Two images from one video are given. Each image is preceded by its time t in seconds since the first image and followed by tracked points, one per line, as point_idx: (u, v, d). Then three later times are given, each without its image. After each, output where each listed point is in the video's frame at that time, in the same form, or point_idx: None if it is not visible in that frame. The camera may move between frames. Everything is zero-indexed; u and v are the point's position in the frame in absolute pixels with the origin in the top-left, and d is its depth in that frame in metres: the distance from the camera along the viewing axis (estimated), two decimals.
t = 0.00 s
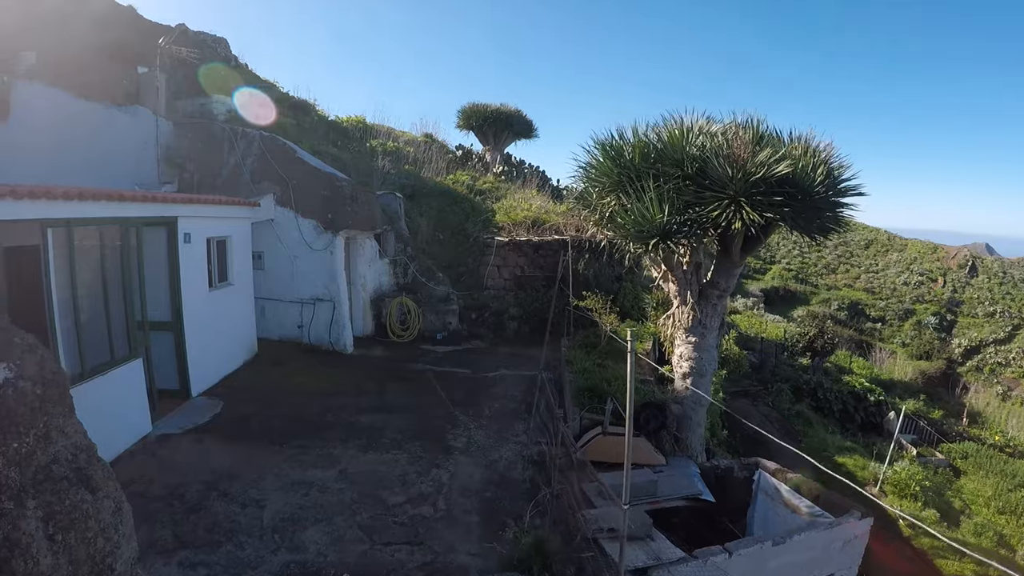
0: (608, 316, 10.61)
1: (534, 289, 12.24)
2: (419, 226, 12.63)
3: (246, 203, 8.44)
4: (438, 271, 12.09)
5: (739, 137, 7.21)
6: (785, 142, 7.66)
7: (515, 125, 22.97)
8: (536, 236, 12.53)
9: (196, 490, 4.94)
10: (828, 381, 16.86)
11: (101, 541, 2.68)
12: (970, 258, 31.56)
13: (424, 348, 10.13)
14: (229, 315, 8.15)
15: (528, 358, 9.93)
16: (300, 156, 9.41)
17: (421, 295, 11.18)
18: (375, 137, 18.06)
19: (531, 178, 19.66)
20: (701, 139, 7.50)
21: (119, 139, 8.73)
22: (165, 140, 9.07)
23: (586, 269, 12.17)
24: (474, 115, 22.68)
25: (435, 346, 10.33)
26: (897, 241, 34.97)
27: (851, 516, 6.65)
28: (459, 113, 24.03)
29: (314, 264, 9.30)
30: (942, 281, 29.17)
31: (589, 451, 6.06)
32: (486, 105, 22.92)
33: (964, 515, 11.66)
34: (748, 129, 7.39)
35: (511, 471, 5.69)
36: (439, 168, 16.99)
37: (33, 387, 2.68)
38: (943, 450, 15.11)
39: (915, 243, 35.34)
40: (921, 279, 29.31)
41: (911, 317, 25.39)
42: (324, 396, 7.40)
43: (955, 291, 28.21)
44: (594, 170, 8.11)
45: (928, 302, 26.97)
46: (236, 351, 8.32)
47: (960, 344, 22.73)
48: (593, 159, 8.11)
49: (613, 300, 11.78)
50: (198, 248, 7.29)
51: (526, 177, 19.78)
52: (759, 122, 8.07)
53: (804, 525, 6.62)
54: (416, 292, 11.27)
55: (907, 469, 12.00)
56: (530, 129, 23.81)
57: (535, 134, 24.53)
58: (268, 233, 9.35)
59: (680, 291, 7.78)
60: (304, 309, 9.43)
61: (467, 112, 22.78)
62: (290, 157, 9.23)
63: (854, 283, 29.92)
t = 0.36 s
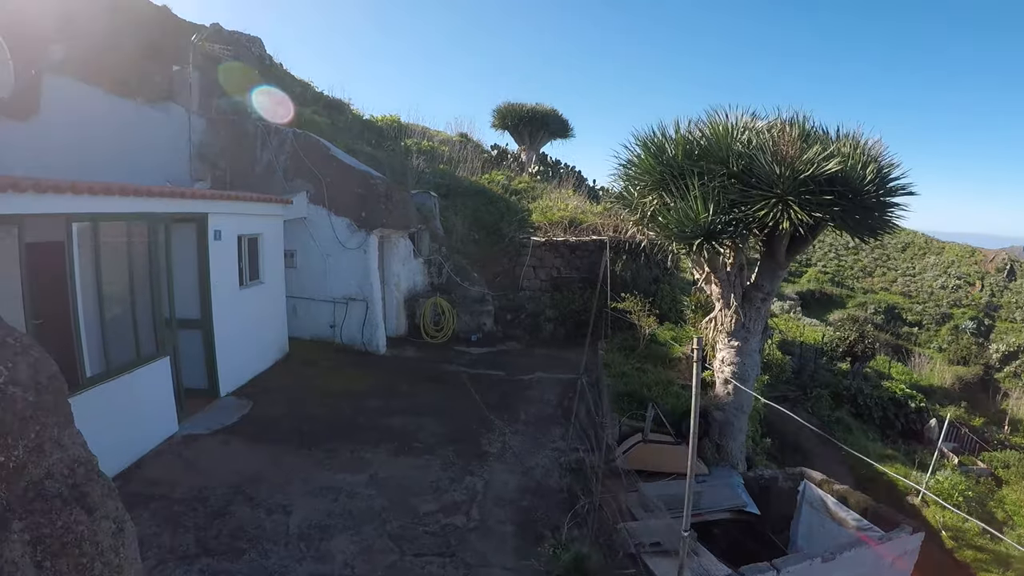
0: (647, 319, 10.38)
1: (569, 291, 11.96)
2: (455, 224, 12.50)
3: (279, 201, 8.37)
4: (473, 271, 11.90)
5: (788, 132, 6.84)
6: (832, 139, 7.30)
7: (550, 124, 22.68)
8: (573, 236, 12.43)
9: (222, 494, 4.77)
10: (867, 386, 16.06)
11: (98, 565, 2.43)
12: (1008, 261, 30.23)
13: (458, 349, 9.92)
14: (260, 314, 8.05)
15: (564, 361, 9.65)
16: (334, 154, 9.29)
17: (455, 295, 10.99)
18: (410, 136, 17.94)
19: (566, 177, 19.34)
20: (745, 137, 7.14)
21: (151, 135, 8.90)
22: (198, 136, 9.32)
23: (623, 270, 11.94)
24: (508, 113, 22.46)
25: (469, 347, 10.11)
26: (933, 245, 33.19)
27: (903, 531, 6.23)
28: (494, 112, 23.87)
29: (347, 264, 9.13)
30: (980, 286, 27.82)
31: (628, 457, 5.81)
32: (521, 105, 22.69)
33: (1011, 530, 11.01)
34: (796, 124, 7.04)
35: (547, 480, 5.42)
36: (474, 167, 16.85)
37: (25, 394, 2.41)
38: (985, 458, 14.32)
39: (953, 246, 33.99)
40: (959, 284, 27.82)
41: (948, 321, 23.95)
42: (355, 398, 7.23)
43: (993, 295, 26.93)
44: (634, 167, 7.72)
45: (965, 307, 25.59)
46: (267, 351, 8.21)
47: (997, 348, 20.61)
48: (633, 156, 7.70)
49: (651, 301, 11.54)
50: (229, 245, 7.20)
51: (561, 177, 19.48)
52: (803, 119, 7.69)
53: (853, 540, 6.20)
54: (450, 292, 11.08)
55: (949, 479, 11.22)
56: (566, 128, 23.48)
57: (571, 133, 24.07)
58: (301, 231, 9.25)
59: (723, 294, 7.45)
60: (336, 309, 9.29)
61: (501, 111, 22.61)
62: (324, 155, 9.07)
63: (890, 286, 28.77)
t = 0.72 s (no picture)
0: (675, 320, 10.39)
1: (597, 291, 11.76)
2: (479, 224, 12.44)
3: (301, 199, 8.27)
4: (497, 271, 11.72)
5: (824, 126, 6.54)
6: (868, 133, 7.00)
7: (575, 123, 22.39)
8: (600, 236, 12.18)
9: (236, 502, 4.79)
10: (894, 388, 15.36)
11: None
12: None
13: (483, 351, 9.73)
14: (281, 314, 7.96)
15: (591, 364, 9.41)
16: (356, 152, 9.16)
17: (479, 296, 10.83)
18: (434, 136, 17.76)
19: (592, 177, 19.07)
20: (780, 132, 6.83)
21: (168, 133, 8.78)
22: (219, 134, 9.24)
23: (649, 271, 11.78)
24: (533, 113, 22.24)
25: (493, 349, 9.92)
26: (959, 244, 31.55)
27: (946, 539, 5.83)
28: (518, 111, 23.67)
29: (368, 263, 8.97)
30: (1006, 287, 26.25)
31: (659, 463, 5.62)
32: (545, 104, 22.46)
33: None
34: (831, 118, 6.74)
35: (575, 488, 5.20)
36: (498, 167, 16.68)
37: None
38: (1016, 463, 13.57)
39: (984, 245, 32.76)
40: (984, 286, 26.34)
41: (974, 323, 22.68)
42: (377, 401, 7.09)
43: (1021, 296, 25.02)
44: (663, 164, 7.41)
45: (990, 308, 24.07)
46: (286, 352, 8.09)
47: None
48: (663, 152, 7.40)
49: (680, 301, 11.44)
50: (247, 245, 7.11)
51: (587, 176, 19.21)
52: (837, 113, 7.38)
53: (892, 551, 5.89)
54: (474, 293, 10.92)
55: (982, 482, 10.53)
56: (591, 127, 23.18)
57: (596, 132, 23.64)
58: (322, 230, 9.12)
59: (755, 294, 7.19)
60: (357, 309, 9.14)
61: (526, 110, 22.41)
62: (347, 154, 8.96)
63: (914, 288, 27.77)
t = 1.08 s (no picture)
0: (690, 321, 10.25)
1: (609, 291, 11.52)
2: (489, 223, 12.07)
3: (305, 196, 8.09)
4: (507, 271, 11.47)
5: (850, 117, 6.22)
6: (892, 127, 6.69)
7: (587, 122, 22.08)
8: (611, 234, 11.89)
9: (232, 512, 4.73)
10: (911, 392, 14.81)
11: None
12: None
13: (491, 352, 9.49)
14: (285, 315, 7.81)
15: (603, 366, 9.13)
16: (363, 149, 8.95)
17: (488, 296, 10.58)
18: (443, 135, 17.53)
19: (603, 176, 18.74)
20: (801, 125, 6.50)
21: (171, 128, 8.78)
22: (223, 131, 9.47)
23: (663, 271, 11.52)
24: (543, 111, 21.96)
25: (503, 350, 9.67)
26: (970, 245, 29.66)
27: (978, 550, 5.42)
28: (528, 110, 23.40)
29: (375, 263, 8.77)
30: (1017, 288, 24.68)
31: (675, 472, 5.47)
32: (556, 102, 22.17)
33: None
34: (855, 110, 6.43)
35: (587, 496, 4.95)
36: (508, 166, 16.44)
37: None
38: None
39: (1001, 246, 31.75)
40: (996, 288, 24.49)
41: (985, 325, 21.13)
42: (382, 405, 6.88)
43: None
44: (679, 158, 7.09)
45: (1002, 309, 22.52)
46: (290, 354, 7.93)
47: None
48: (679, 146, 7.08)
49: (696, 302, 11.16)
50: (249, 242, 7.01)
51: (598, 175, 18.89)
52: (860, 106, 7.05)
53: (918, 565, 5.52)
54: (483, 293, 10.68)
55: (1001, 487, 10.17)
56: (603, 126, 22.86)
57: (607, 131, 23.29)
58: (327, 229, 8.90)
59: (774, 293, 6.90)
60: (363, 310, 8.92)
61: (536, 109, 22.15)
62: (353, 151, 8.76)
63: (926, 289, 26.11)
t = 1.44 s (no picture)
0: (701, 322, 9.99)
1: (617, 292, 11.21)
2: (495, 222, 11.93)
3: (306, 193, 7.87)
4: (513, 271, 11.24)
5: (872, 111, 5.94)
6: (916, 121, 6.37)
7: (593, 121, 21.86)
8: (620, 234, 11.60)
9: (225, 522, 4.53)
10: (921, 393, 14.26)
11: None
12: None
13: (497, 354, 9.26)
14: (285, 315, 7.60)
15: (612, 368, 8.89)
16: (368, 145, 8.71)
17: (494, 296, 10.35)
18: (449, 133, 17.33)
19: (609, 175, 18.49)
20: (821, 119, 6.19)
21: (171, 123, 8.60)
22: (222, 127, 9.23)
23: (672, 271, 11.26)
24: (549, 110, 21.73)
25: (509, 352, 9.43)
26: (973, 247, 28.59)
27: (1007, 564, 5.20)
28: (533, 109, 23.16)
29: (378, 262, 8.55)
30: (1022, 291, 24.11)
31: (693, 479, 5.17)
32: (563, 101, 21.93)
33: None
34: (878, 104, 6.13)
35: (599, 506, 4.72)
36: (513, 165, 16.21)
37: None
38: None
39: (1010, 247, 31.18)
40: (999, 290, 23.79)
41: (990, 327, 20.74)
42: (384, 408, 6.65)
43: None
44: (694, 154, 6.80)
45: (1006, 312, 22.07)
46: (290, 355, 7.73)
47: None
48: (694, 142, 6.79)
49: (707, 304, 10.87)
50: (247, 240, 6.84)
51: (605, 175, 18.63)
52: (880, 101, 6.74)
53: None
54: (488, 293, 10.44)
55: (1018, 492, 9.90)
56: (609, 126, 22.65)
57: (613, 131, 23.02)
58: (328, 227, 8.68)
59: (790, 294, 6.63)
60: (366, 310, 8.70)
61: (542, 108, 21.92)
62: (357, 147, 8.53)
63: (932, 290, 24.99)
